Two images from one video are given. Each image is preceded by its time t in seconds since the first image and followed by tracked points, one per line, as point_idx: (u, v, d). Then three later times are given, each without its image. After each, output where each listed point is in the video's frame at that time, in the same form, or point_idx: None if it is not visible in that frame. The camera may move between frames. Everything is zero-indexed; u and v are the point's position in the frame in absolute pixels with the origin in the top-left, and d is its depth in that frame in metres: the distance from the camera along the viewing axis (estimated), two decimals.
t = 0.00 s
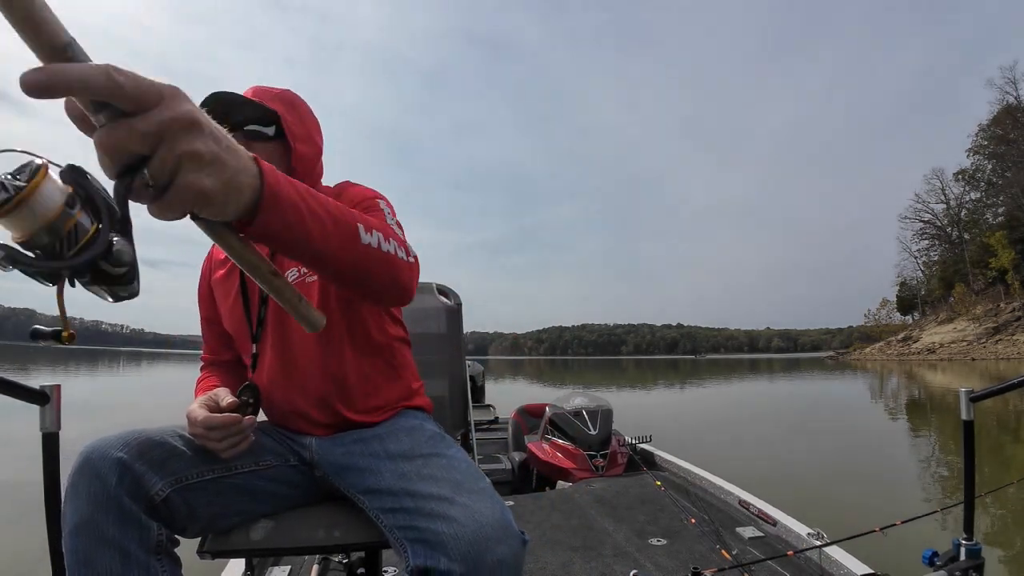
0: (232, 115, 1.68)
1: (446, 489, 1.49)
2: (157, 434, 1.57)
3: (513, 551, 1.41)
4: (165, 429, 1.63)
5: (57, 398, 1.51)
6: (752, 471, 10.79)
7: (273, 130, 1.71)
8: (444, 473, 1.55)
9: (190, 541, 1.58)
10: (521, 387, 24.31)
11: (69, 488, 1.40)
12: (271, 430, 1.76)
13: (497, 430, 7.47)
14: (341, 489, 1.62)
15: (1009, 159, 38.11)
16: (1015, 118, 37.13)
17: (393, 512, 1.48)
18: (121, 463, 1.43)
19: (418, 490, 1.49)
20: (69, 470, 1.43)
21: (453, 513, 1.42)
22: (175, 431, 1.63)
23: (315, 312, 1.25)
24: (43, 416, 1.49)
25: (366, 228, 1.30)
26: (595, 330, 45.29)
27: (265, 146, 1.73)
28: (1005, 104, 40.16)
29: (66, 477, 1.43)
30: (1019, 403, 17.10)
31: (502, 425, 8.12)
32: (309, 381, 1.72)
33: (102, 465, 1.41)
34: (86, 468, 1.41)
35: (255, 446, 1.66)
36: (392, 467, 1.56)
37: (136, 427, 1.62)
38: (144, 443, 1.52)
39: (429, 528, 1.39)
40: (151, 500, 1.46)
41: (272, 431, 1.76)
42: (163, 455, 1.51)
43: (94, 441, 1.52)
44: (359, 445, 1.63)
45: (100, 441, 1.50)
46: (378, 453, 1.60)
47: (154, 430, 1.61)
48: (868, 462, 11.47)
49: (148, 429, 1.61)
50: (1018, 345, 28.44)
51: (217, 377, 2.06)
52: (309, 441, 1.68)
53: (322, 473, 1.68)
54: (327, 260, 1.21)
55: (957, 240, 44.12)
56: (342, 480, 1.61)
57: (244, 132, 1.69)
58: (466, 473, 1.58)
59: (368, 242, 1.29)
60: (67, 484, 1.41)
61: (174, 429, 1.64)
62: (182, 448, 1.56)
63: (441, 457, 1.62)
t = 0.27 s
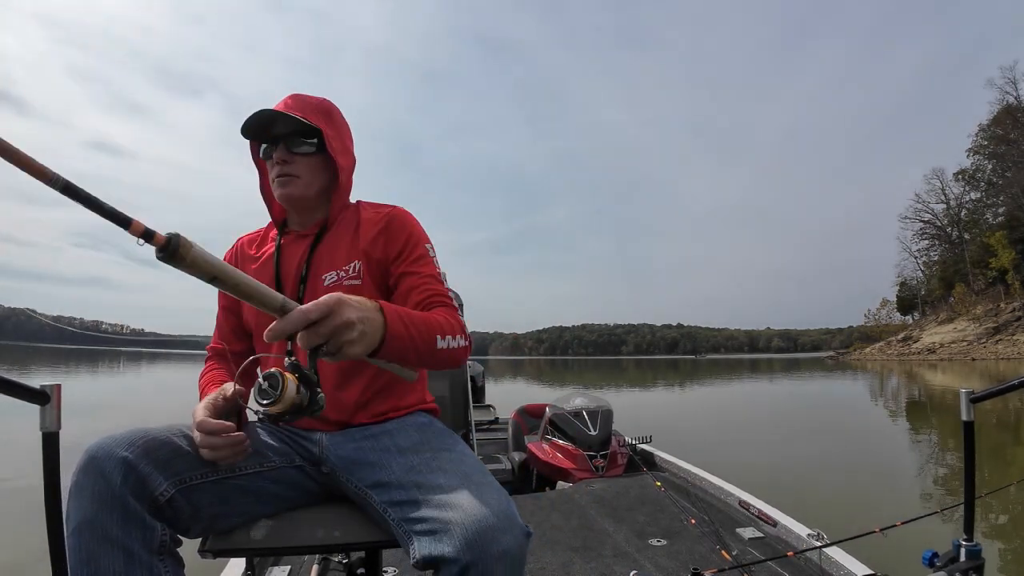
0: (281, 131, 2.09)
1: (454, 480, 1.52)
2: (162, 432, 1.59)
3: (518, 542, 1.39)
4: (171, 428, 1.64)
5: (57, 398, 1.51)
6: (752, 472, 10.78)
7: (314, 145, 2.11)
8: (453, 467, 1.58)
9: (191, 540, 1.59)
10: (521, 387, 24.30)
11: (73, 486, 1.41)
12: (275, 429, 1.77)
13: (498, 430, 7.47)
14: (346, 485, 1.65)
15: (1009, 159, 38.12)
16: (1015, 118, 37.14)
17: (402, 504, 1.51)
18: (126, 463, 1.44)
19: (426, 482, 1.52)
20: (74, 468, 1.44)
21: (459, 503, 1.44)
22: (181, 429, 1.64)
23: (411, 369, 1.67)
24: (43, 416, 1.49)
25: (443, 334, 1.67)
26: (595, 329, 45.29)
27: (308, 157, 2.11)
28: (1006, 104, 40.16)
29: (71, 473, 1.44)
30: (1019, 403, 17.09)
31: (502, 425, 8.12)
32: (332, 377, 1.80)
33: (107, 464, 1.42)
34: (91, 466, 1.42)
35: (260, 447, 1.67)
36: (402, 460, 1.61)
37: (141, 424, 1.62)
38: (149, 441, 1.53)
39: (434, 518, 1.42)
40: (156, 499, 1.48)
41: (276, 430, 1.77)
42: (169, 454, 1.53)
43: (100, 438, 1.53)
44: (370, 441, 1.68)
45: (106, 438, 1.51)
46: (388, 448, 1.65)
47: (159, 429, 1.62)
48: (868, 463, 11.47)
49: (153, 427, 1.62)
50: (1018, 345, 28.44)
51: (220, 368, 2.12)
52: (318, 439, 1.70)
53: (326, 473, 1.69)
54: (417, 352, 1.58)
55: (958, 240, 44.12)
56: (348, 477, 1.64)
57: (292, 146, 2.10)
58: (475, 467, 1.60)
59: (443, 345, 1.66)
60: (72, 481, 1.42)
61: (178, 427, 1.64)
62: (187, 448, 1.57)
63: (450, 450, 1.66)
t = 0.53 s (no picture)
0: (339, 149, 2.25)
1: (465, 472, 1.58)
2: (170, 432, 1.61)
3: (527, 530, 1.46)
4: (178, 428, 1.66)
5: (57, 398, 1.51)
6: (752, 472, 10.78)
7: (369, 165, 2.29)
8: (463, 460, 1.64)
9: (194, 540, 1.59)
10: (521, 387, 24.30)
11: (78, 484, 1.42)
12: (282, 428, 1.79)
13: (498, 430, 7.48)
14: (354, 482, 1.67)
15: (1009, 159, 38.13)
16: (1015, 118, 37.15)
17: (411, 495, 1.55)
18: (130, 462, 1.45)
19: (438, 473, 1.58)
20: (81, 467, 1.46)
21: (471, 492, 1.50)
22: (188, 429, 1.66)
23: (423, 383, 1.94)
24: (43, 416, 1.49)
25: (455, 361, 1.96)
26: (595, 330, 45.31)
27: (362, 177, 2.30)
28: (1005, 104, 40.19)
29: (77, 473, 1.46)
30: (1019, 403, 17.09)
31: (502, 425, 8.12)
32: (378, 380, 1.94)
33: (115, 461, 1.44)
34: (98, 464, 1.44)
35: (265, 447, 1.69)
36: (412, 453, 1.66)
37: (147, 425, 1.64)
38: (156, 441, 1.55)
39: (446, 507, 1.47)
40: (162, 497, 1.49)
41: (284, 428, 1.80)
42: (175, 453, 1.55)
43: (106, 437, 1.55)
44: (383, 435, 1.74)
45: (114, 437, 1.53)
46: (399, 442, 1.70)
47: (167, 428, 1.64)
48: (868, 463, 11.47)
49: (161, 427, 1.64)
50: (1018, 345, 28.44)
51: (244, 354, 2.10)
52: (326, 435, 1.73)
53: (333, 470, 1.72)
54: (432, 373, 1.87)
55: (958, 240, 44.13)
56: (357, 472, 1.67)
57: (350, 165, 2.28)
58: (483, 461, 1.67)
59: (455, 371, 1.95)
60: (79, 480, 1.43)
61: (184, 427, 1.66)
62: (193, 448, 1.59)
63: (458, 447, 1.72)
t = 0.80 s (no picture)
0: (368, 158, 2.26)
1: (478, 470, 1.58)
2: (177, 431, 1.61)
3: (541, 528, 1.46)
4: (187, 426, 1.66)
5: (58, 398, 1.51)
6: (752, 472, 10.78)
7: (397, 174, 2.30)
8: (477, 458, 1.65)
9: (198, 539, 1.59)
10: (521, 388, 24.31)
11: (84, 482, 1.42)
12: (291, 427, 1.80)
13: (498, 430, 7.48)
14: (364, 479, 1.69)
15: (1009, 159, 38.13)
16: (1015, 118, 37.15)
17: (424, 491, 1.55)
18: (136, 461, 1.46)
19: (451, 470, 1.58)
20: (88, 465, 1.46)
21: (484, 489, 1.50)
22: (197, 428, 1.66)
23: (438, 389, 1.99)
24: (43, 416, 1.49)
25: (471, 366, 2.01)
26: (595, 330, 45.33)
27: (390, 186, 2.30)
28: (1005, 104, 40.20)
29: (84, 471, 1.46)
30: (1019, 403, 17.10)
31: (502, 425, 8.12)
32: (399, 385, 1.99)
33: (121, 461, 1.44)
34: (104, 463, 1.44)
35: (273, 447, 1.70)
36: (425, 451, 1.67)
37: (154, 424, 1.64)
38: (163, 440, 1.55)
39: (460, 503, 1.47)
40: (168, 497, 1.49)
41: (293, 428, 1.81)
42: (182, 452, 1.55)
43: (113, 435, 1.55)
44: (397, 432, 1.76)
45: (121, 435, 1.53)
46: (411, 441, 1.72)
47: (175, 427, 1.64)
48: (868, 463, 11.48)
49: (169, 426, 1.64)
50: (1018, 345, 28.44)
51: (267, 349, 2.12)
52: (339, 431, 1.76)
53: (343, 466, 1.74)
54: (447, 379, 1.91)
55: (958, 240, 44.15)
56: (368, 468, 1.69)
57: (378, 174, 2.28)
58: (496, 461, 1.67)
59: (470, 376, 2.00)
60: (85, 478, 1.43)
61: (192, 426, 1.67)
62: (201, 447, 1.58)
63: (470, 447, 1.73)
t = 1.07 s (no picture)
0: (382, 163, 2.26)
1: (484, 468, 1.60)
2: (184, 429, 1.61)
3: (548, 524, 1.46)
4: (193, 424, 1.66)
5: (56, 399, 1.50)
6: (752, 472, 10.79)
7: (411, 179, 2.30)
8: (483, 458, 1.66)
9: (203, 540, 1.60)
10: (521, 388, 24.29)
11: (88, 482, 1.41)
12: (296, 425, 1.80)
13: (498, 430, 7.48)
14: (367, 479, 1.69)
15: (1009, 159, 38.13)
16: (1015, 118, 37.11)
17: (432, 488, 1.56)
18: (143, 461, 1.45)
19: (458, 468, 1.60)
20: (93, 464, 1.45)
21: (491, 486, 1.51)
22: (202, 426, 1.66)
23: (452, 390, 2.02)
24: (43, 416, 1.49)
25: (485, 368, 2.04)
26: (596, 330, 45.33)
27: (403, 190, 2.30)
28: (1006, 104, 40.16)
29: (89, 470, 1.45)
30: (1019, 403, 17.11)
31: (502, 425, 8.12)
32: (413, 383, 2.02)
33: (127, 460, 1.44)
34: (111, 462, 1.43)
35: (279, 446, 1.70)
36: (431, 451, 1.69)
37: (159, 423, 1.64)
38: (170, 438, 1.54)
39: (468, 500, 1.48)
40: (174, 497, 1.48)
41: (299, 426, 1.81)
42: (188, 451, 1.54)
43: (119, 434, 1.54)
44: (403, 432, 1.78)
45: (127, 434, 1.52)
46: (417, 439, 1.74)
47: (181, 425, 1.64)
48: (868, 463, 11.47)
49: (175, 424, 1.64)
50: (1019, 345, 28.45)
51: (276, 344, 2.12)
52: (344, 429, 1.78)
53: (347, 465, 1.74)
54: (463, 378, 1.94)
55: (958, 240, 44.15)
56: (373, 467, 1.69)
57: (393, 178, 2.28)
58: (501, 460, 1.69)
59: (486, 377, 2.04)
60: (90, 478, 1.42)
61: (198, 425, 1.67)
62: (207, 447, 1.58)
63: (477, 447, 1.74)
